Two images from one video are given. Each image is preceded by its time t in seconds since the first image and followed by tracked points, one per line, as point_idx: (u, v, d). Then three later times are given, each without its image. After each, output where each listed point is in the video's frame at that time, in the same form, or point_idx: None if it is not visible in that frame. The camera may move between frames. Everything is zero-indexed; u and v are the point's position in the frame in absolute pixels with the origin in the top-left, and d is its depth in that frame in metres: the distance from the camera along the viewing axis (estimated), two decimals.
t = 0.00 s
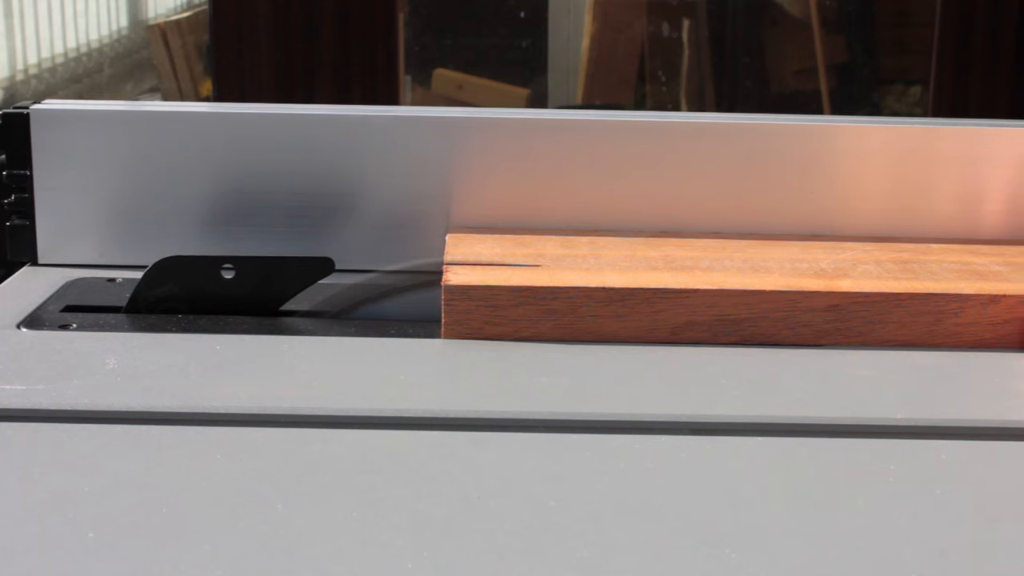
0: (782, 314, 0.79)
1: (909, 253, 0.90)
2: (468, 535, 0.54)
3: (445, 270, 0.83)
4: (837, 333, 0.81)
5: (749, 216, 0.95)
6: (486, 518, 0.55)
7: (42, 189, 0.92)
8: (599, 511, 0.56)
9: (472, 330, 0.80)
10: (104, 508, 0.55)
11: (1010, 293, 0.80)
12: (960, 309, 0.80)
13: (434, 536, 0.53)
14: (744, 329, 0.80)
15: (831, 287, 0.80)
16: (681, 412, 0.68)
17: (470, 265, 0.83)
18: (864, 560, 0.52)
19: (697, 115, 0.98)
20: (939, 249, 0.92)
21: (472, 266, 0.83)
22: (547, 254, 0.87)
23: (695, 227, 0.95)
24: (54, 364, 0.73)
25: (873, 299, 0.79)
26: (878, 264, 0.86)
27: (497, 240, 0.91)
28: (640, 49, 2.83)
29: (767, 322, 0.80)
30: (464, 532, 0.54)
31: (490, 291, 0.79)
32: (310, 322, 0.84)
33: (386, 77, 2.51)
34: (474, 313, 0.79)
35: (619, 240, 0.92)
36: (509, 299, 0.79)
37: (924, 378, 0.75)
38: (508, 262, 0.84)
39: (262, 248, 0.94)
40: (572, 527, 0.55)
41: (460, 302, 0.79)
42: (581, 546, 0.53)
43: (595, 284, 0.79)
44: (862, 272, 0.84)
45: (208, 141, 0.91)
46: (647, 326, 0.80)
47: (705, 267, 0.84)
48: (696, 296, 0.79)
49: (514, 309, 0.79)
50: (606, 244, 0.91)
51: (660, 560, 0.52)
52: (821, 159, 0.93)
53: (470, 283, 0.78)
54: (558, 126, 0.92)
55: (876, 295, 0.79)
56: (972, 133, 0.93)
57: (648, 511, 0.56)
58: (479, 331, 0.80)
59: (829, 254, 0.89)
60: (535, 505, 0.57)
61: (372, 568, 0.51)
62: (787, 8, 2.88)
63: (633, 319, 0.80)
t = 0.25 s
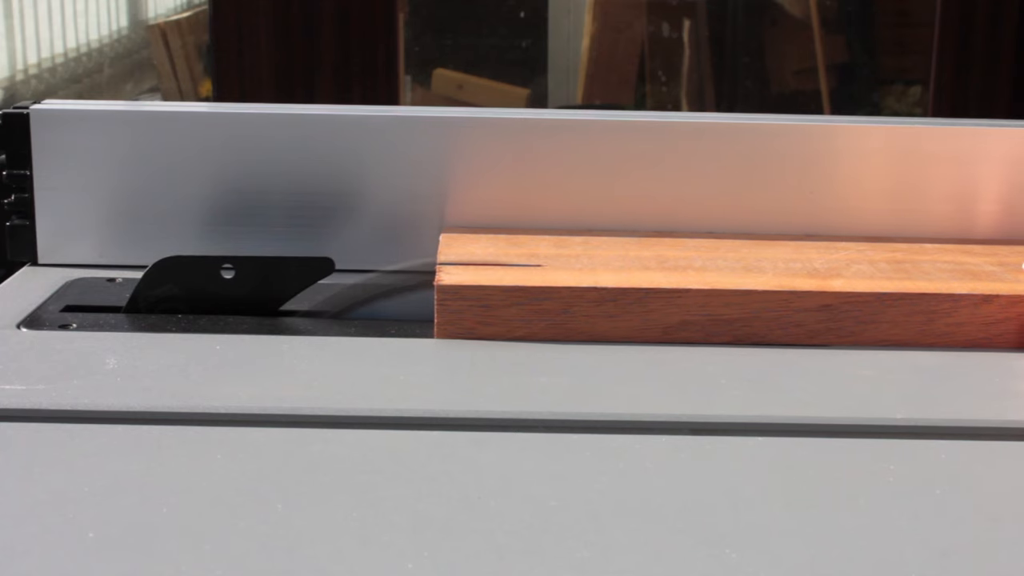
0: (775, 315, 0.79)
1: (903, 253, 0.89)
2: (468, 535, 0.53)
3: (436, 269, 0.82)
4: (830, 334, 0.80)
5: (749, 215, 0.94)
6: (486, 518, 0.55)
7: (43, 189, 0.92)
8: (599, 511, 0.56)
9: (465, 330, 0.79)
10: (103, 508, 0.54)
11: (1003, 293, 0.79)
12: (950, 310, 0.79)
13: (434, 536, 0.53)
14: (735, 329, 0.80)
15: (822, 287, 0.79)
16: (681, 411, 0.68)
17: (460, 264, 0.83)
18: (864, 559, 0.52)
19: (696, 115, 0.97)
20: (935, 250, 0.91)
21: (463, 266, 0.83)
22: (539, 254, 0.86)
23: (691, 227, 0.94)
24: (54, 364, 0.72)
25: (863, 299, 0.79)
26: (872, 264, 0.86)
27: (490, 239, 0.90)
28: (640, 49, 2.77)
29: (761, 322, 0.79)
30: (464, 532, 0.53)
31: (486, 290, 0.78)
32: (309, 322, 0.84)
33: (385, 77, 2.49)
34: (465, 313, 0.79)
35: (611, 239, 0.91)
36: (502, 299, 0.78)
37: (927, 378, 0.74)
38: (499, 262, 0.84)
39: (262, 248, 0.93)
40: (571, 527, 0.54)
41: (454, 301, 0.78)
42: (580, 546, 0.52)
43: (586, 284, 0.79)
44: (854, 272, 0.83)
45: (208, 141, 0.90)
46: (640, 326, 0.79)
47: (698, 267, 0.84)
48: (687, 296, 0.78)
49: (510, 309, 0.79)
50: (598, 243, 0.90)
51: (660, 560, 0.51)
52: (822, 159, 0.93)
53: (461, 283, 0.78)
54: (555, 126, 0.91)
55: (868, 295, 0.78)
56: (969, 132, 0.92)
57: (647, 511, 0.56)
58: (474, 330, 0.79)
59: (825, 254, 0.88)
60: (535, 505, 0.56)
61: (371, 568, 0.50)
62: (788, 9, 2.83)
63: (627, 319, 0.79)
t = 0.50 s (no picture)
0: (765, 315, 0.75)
1: (902, 252, 0.85)
2: (468, 535, 0.50)
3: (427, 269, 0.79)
4: (822, 334, 0.76)
5: (758, 215, 0.90)
6: (483, 518, 0.51)
7: (43, 189, 0.88)
8: (598, 510, 0.53)
9: (453, 330, 0.76)
10: (102, 508, 0.51)
11: (995, 293, 0.76)
12: (941, 311, 0.76)
13: (434, 536, 0.49)
14: (727, 329, 0.76)
15: (814, 286, 0.76)
16: (681, 412, 0.64)
17: (444, 263, 0.79)
18: (863, 558, 0.49)
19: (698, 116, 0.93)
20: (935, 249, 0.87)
21: (453, 266, 0.79)
22: (529, 253, 0.83)
23: (687, 227, 0.90)
24: (56, 363, 0.69)
25: (856, 299, 0.75)
26: (873, 263, 0.82)
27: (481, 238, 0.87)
28: (640, 49, 2.68)
29: (754, 322, 0.76)
30: (463, 531, 0.50)
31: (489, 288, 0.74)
32: (309, 322, 0.80)
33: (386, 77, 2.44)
34: (454, 314, 0.75)
35: (604, 239, 0.88)
36: (493, 298, 0.75)
37: (925, 377, 0.71)
38: (488, 261, 0.80)
39: (263, 249, 0.90)
40: (572, 527, 0.51)
41: (448, 299, 0.75)
42: (580, 546, 0.49)
43: (579, 284, 0.75)
44: (849, 272, 0.79)
45: (209, 141, 0.87)
46: (631, 326, 0.76)
47: (697, 267, 0.80)
48: (680, 296, 0.75)
49: (512, 307, 0.75)
50: (591, 243, 0.86)
51: (660, 560, 0.48)
52: (823, 159, 0.89)
53: (451, 283, 0.74)
54: (554, 126, 0.88)
55: (860, 295, 0.75)
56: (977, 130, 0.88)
57: (648, 511, 0.52)
58: (474, 330, 0.76)
59: (828, 253, 0.84)
60: (535, 505, 0.53)
61: (371, 568, 0.47)
62: (788, 8, 2.73)
63: (619, 319, 0.76)
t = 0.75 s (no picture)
0: (752, 316, 0.76)
1: (892, 253, 0.85)
2: (468, 535, 0.50)
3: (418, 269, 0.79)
4: (811, 334, 0.76)
5: (756, 214, 0.91)
6: (484, 518, 0.52)
7: (43, 189, 0.89)
8: (598, 510, 0.53)
9: (444, 330, 0.76)
10: (103, 509, 0.51)
11: (986, 293, 0.76)
12: (932, 310, 0.76)
13: (433, 536, 0.50)
14: (717, 329, 0.76)
15: (804, 286, 0.76)
16: (681, 412, 0.64)
17: (434, 263, 0.80)
18: (868, 559, 0.49)
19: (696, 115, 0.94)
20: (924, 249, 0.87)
21: (444, 266, 0.79)
22: (520, 254, 0.83)
23: (680, 227, 0.91)
24: (56, 363, 0.69)
25: (847, 299, 0.75)
26: (864, 263, 0.82)
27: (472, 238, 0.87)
28: (640, 49, 2.68)
29: (742, 322, 0.76)
30: (464, 531, 0.50)
31: (493, 289, 0.75)
32: (309, 322, 0.81)
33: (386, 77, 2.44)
34: (445, 313, 0.76)
35: (594, 239, 0.88)
36: (484, 298, 0.75)
37: (925, 377, 0.71)
38: (480, 261, 0.80)
39: (263, 249, 0.90)
40: (572, 527, 0.51)
41: (447, 299, 0.75)
42: (580, 546, 0.49)
43: (570, 284, 0.75)
44: (838, 272, 0.80)
45: (209, 142, 0.87)
46: (626, 326, 0.76)
47: (688, 267, 0.80)
48: (669, 296, 0.75)
49: (513, 306, 0.76)
50: (582, 243, 0.87)
51: (660, 560, 0.49)
52: (822, 159, 0.89)
53: (442, 283, 0.74)
54: (552, 126, 0.88)
55: (850, 295, 0.75)
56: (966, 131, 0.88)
57: (648, 511, 0.53)
58: (474, 331, 0.76)
59: (819, 254, 0.85)
60: (535, 505, 0.53)
61: (371, 568, 0.47)
62: (788, 8, 2.74)
63: (619, 319, 0.76)
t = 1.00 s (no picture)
0: (746, 315, 0.76)
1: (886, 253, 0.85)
2: (468, 535, 0.50)
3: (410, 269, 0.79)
4: (804, 334, 0.76)
5: (755, 212, 0.91)
6: (484, 518, 0.52)
7: (43, 189, 0.89)
8: (598, 510, 0.53)
9: (436, 330, 0.76)
10: (103, 509, 0.51)
11: (979, 292, 0.76)
12: (926, 309, 0.76)
13: (433, 536, 0.50)
14: (709, 330, 0.76)
15: (796, 286, 0.76)
16: (681, 412, 0.64)
17: (424, 262, 0.80)
18: (871, 559, 0.49)
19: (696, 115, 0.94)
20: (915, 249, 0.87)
21: (436, 265, 0.79)
22: (512, 253, 0.83)
23: (674, 227, 0.91)
24: (56, 363, 0.69)
25: (839, 298, 0.75)
26: (857, 263, 0.82)
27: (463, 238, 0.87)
28: (640, 49, 2.68)
29: (733, 322, 0.76)
30: (464, 532, 0.50)
31: (497, 289, 0.75)
32: (310, 322, 0.81)
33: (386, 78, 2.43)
34: (437, 313, 0.76)
35: (585, 239, 0.88)
36: (475, 298, 0.75)
37: (926, 377, 0.71)
38: (472, 261, 0.80)
39: (263, 249, 0.90)
40: (572, 527, 0.51)
41: (445, 299, 0.75)
42: (580, 546, 0.49)
43: (561, 284, 0.75)
44: (830, 272, 0.80)
45: (210, 141, 0.87)
46: (626, 326, 0.76)
47: (682, 266, 0.80)
48: (659, 297, 0.75)
49: (514, 306, 0.76)
50: (575, 243, 0.86)
51: (660, 560, 0.49)
52: (822, 159, 0.89)
53: (434, 283, 0.74)
54: (552, 125, 0.88)
55: (842, 294, 0.75)
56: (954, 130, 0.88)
57: (648, 511, 0.53)
58: (474, 331, 0.76)
59: (813, 254, 0.85)
60: (534, 506, 0.53)
61: (370, 568, 0.47)
62: (788, 8, 2.73)
63: (619, 319, 0.76)
